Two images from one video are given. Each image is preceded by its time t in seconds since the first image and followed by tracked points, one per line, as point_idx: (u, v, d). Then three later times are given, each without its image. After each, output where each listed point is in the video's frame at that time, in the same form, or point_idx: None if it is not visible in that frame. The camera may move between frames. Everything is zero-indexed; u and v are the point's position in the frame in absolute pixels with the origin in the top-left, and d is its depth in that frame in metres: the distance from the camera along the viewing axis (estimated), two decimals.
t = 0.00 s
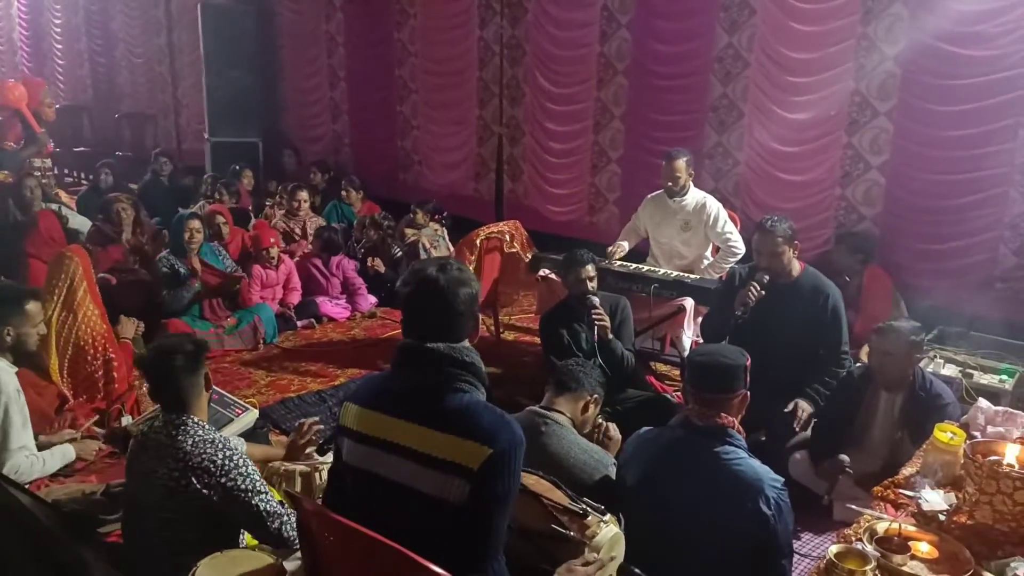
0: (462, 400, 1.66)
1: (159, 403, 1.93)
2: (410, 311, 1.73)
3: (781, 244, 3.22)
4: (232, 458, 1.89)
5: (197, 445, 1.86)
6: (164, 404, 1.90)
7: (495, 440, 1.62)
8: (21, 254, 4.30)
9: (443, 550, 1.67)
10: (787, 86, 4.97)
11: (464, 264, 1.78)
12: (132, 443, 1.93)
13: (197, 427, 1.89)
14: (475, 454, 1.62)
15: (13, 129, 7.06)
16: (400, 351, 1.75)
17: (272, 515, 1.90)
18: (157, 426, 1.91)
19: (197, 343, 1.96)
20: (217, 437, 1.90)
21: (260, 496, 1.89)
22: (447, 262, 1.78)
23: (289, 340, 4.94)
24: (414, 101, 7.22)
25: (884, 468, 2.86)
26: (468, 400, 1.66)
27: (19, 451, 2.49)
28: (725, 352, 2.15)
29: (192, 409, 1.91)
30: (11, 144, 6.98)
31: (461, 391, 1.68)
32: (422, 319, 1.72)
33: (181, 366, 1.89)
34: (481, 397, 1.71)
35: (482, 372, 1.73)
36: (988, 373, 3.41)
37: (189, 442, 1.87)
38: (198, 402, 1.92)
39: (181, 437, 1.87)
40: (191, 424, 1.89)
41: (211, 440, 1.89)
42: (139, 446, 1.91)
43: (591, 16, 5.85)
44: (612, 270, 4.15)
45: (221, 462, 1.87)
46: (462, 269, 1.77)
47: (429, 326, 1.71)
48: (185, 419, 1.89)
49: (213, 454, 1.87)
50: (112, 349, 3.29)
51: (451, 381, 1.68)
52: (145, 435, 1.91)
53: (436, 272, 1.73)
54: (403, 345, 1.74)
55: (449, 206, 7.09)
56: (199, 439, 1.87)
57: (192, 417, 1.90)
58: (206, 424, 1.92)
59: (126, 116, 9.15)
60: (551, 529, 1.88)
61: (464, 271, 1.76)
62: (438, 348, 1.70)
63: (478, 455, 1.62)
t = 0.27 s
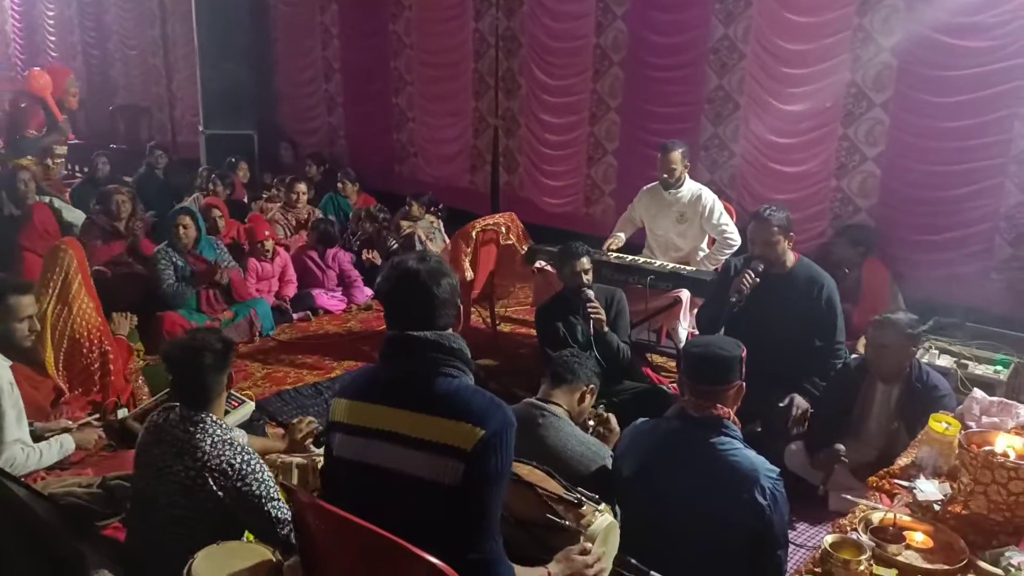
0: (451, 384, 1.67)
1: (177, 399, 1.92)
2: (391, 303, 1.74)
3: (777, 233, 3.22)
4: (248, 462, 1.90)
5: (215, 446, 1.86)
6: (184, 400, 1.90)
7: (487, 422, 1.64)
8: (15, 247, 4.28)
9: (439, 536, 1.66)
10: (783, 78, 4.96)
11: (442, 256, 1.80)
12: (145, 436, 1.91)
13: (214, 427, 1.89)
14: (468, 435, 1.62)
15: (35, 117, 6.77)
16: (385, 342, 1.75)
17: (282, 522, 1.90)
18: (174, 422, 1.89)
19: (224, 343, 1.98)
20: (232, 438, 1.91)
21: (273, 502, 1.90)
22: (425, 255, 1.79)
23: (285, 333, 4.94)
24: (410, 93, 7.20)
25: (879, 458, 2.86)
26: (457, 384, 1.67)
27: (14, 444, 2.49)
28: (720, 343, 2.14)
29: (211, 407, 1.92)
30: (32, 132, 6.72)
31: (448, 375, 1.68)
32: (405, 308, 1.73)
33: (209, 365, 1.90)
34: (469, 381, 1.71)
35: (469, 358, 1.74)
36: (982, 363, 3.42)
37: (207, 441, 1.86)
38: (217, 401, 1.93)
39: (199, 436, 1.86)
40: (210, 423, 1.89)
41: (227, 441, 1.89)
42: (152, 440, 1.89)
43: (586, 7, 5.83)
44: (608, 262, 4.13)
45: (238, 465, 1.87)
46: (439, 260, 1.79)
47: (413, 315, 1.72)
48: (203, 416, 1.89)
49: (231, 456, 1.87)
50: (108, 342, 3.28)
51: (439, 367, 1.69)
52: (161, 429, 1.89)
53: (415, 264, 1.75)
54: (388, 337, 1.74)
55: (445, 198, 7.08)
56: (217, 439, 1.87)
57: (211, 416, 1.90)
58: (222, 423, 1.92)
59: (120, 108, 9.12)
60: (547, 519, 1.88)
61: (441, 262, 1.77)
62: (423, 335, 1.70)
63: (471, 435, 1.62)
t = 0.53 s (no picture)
0: (440, 374, 1.67)
1: (180, 394, 1.92)
2: (381, 295, 1.74)
3: (770, 225, 3.22)
4: (250, 459, 1.89)
5: (217, 443, 1.85)
6: (187, 396, 1.89)
7: (476, 412, 1.63)
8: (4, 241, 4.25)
9: (432, 527, 1.66)
10: (775, 70, 4.96)
11: (430, 248, 1.80)
12: (144, 429, 1.90)
13: (216, 423, 1.89)
14: (457, 425, 1.62)
15: (43, 114, 6.42)
16: (375, 335, 1.75)
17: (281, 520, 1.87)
18: (175, 417, 1.88)
19: (231, 341, 1.98)
20: (234, 435, 1.90)
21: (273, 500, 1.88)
22: (415, 247, 1.79)
23: (277, 326, 4.93)
24: (402, 86, 7.18)
25: (871, 449, 2.88)
26: (445, 375, 1.67)
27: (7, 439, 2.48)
28: (710, 334, 2.14)
29: (214, 404, 1.91)
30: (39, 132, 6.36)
31: (437, 366, 1.68)
32: (393, 300, 1.73)
33: (215, 363, 1.90)
34: (459, 372, 1.71)
35: (459, 349, 1.74)
36: (972, 354, 3.45)
37: (209, 438, 1.85)
38: (220, 398, 1.93)
39: (201, 432, 1.85)
40: (212, 419, 1.88)
41: (229, 438, 1.88)
42: (152, 435, 1.88)
43: None
44: (601, 255, 4.12)
45: (240, 462, 1.87)
46: (429, 252, 1.78)
47: (401, 306, 1.72)
48: (206, 412, 1.89)
49: (233, 453, 1.86)
50: (98, 335, 3.28)
51: (428, 359, 1.68)
52: (162, 423, 1.88)
53: (403, 256, 1.75)
54: (377, 329, 1.74)
55: (437, 191, 7.07)
56: (219, 436, 1.87)
57: (213, 412, 1.90)
58: (224, 420, 1.92)
59: (110, 101, 9.06)
60: (539, 510, 1.88)
61: (430, 254, 1.77)
62: (412, 327, 1.70)
63: (460, 426, 1.62)
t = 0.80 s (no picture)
0: (444, 375, 1.66)
1: (188, 393, 1.93)
2: (390, 293, 1.73)
3: (772, 223, 3.21)
4: (257, 459, 1.88)
5: (223, 443, 1.86)
6: (194, 395, 1.90)
7: (479, 413, 1.63)
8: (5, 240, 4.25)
9: (434, 527, 1.67)
10: (775, 65, 4.95)
11: (442, 245, 1.78)
12: (150, 427, 1.91)
13: (223, 422, 1.89)
14: (460, 427, 1.62)
15: (55, 118, 6.34)
16: (382, 333, 1.74)
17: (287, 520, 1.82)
18: (182, 415, 1.89)
19: (240, 341, 2.00)
20: (241, 435, 1.90)
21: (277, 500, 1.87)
22: (426, 244, 1.78)
23: (279, 324, 4.93)
24: (402, 83, 7.18)
25: (872, 444, 2.88)
26: (451, 376, 1.66)
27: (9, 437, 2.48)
28: (713, 331, 2.14)
29: (222, 403, 1.92)
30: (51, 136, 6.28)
31: (442, 367, 1.67)
32: (401, 299, 1.72)
33: (224, 362, 1.91)
34: (465, 373, 1.71)
35: (465, 349, 1.73)
36: (974, 348, 3.45)
37: (216, 437, 1.86)
38: (229, 398, 1.94)
39: (208, 431, 1.86)
40: (219, 418, 1.89)
41: (236, 438, 1.89)
42: (159, 433, 1.89)
43: None
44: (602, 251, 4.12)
45: (247, 462, 1.86)
46: (439, 250, 1.77)
47: (408, 305, 1.71)
48: (213, 411, 1.89)
49: (240, 453, 1.86)
50: (99, 334, 3.27)
51: (433, 359, 1.68)
52: (169, 421, 1.89)
53: (413, 253, 1.74)
54: (384, 327, 1.74)
55: (438, 188, 7.07)
56: (226, 436, 1.87)
57: (220, 411, 1.91)
58: (232, 419, 1.92)
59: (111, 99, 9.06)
60: (542, 508, 1.88)
61: (440, 252, 1.76)
62: (418, 326, 1.70)
63: (463, 428, 1.62)
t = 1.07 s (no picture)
0: (456, 375, 1.67)
1: (203, 387, 1.94)
2: (405, 291, 1.74)
3: (783, 224, 3.20)
4: (269, 454, 1.89)
5: (237, 438, 1.86)
6: (210, 389, 1.91)
7: (491, 415, 1.63)
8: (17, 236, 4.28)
9: (441, 526, 1.67)
10: (785, 62, 4.94)
11: (458, 243, 1.79)
12: (165, 420, 1.92)
13: (237, 417, 1.90)
14: (472, 428, 1.63)
15: (71, 118, 6.32)
16: (395, 331, 1.75)
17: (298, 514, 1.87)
18: (196, 410, 1.90)
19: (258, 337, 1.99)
20: (255, 430, 1.91)
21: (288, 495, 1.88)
22: (442, 241, 1.78)
23: (288, 321, 4.94)
24: (410, 81, 7.18)
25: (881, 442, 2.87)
26: (463, 376, 1.67)
27: (23, 431, 2.48)
28: (722, 328, 2.15)
29: (236, 398, 1.93)
30: (67, 136, 6.24)
31: (455, 367, 1.68)
32: (416, 297, 1.73)
33: (241, 360, 1.91)
34: (476, 374, 1.71)
35: (477, 349, 1.73)
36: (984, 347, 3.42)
37: (230, 432, 1.87)
38: (243, 393, 1.94)
39: (222, 425, 1.87)
40: (232, 413, 1.89)
41: (250, 433, 1.89)
42: (173, 427, 1.90)
43: None
44: (610, 249, 4.12)
45: (260, 456, 1.87)
46: (455, 248, 1.77)
47: (422, 303, 1.72)
48: (228, 407, 1.90)
49: (253, 447, 1.87)
50: (110, 330, 3.30)
51: (445, 358, 1.68)
52: (183, 415, 1.90)
53: (429, 252, 1.74)
54: (398, 325, 1.74)
55: (446, 185, 7.07)
56: (240, 431, 1.88)
57: (235, 407, 1.91)
58: (247, 414, 1.93)
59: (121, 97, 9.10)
60: (550, 505, 1.88)
61: (456, 250, 1.76)
62: (431, 325, 1.70)
63: (475, 429, 1.63)
